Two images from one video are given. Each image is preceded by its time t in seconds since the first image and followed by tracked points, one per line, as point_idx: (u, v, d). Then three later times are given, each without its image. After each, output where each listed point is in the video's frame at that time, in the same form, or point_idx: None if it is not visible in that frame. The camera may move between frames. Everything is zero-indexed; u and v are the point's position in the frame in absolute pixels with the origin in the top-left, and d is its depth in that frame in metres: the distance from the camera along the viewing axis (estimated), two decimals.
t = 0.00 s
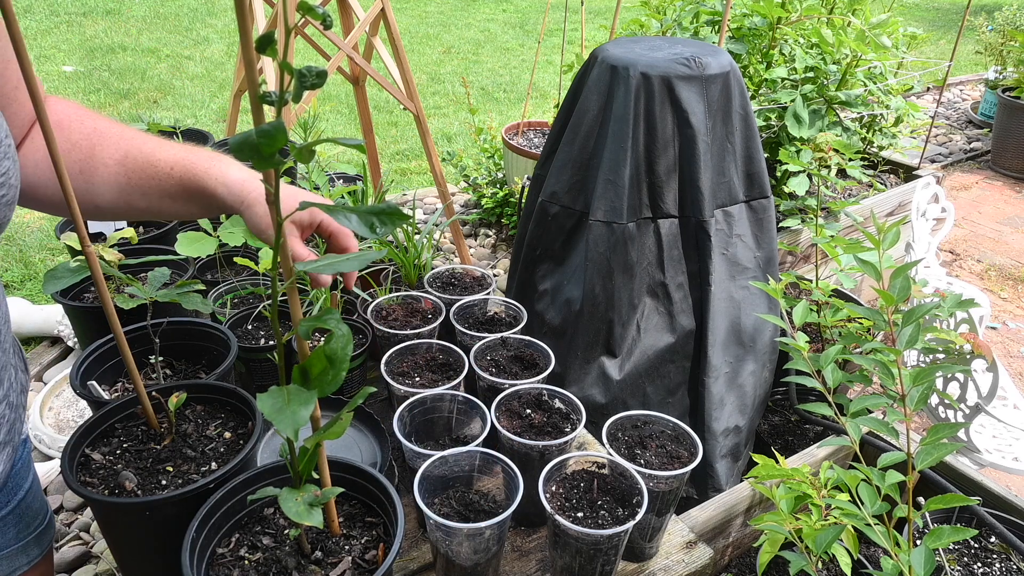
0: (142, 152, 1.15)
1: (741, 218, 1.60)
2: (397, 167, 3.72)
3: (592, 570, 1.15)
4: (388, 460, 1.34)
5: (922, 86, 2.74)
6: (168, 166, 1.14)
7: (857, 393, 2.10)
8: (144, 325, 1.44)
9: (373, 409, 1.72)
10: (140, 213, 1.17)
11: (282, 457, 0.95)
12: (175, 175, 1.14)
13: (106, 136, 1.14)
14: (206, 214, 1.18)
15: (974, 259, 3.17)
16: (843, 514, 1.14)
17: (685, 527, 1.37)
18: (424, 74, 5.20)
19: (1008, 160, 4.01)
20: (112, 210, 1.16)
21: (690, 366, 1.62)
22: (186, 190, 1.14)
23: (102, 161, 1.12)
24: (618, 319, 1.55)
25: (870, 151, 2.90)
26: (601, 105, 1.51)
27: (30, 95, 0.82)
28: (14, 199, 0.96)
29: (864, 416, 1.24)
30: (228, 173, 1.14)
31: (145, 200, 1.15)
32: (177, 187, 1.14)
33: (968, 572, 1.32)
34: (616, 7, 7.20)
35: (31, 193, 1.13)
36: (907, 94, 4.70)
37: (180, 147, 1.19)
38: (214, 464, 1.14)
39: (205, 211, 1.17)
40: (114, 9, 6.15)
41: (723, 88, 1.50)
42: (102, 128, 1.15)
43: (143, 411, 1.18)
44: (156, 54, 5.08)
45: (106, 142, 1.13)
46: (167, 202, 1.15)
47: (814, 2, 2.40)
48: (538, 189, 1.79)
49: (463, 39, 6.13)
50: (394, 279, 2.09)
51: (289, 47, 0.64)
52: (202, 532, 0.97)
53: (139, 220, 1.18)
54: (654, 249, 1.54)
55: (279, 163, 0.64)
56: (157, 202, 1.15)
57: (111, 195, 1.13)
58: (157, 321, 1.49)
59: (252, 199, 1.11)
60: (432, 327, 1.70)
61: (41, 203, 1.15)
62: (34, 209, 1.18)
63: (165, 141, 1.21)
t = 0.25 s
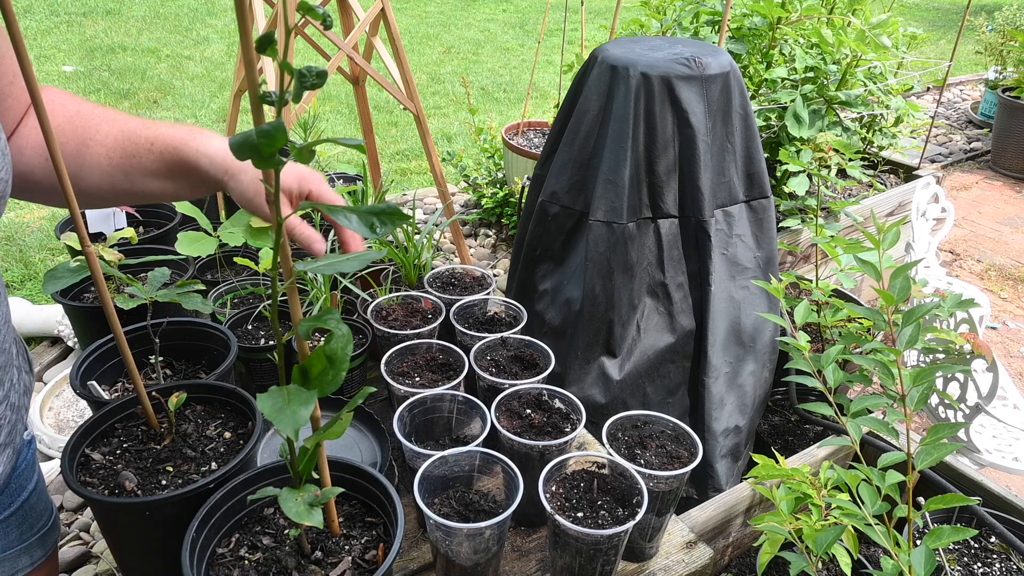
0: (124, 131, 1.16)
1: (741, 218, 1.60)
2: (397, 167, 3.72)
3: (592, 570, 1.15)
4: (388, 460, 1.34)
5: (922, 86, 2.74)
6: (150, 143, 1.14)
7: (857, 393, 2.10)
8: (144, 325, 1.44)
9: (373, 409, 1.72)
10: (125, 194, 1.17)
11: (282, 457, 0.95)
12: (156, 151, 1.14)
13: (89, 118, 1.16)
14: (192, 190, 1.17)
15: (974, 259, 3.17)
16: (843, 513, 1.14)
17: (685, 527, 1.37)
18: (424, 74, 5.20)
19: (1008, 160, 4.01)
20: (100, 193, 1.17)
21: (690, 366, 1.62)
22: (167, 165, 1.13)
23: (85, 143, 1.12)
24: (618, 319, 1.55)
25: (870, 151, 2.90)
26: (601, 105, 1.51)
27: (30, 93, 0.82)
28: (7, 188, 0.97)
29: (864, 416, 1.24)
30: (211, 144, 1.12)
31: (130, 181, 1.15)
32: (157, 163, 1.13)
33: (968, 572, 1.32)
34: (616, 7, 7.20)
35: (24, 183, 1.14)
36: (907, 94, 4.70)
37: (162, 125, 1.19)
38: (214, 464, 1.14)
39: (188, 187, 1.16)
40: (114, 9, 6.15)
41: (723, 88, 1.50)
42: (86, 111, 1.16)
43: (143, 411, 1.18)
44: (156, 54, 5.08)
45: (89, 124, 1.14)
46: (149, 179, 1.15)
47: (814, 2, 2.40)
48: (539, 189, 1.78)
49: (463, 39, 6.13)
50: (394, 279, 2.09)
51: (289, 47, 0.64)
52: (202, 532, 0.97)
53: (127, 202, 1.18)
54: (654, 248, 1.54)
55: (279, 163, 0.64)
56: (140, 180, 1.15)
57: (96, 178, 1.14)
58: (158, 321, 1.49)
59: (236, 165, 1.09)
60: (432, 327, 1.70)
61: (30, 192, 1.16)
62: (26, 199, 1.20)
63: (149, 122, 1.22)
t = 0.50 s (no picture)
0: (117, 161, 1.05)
1: (741, 218, 1.60)
2: (397, 167, 3.72)
3: (592, 570, 1.15)
4: (388, 460, 1.34)
5: (922, 86, 2.74)
6: (143, 186, 1.03)
7: (857, 393, 2.10)
8: (144, 325, 1.44)
9: (373, 409, 1.72)
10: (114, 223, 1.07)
11: (282, 457, 0.95)
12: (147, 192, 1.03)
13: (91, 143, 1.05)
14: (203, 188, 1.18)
15: (974, 259, 3.17)
16: (843, 514, 1.14)
17: (685, 527, 1.37)
18: (424, 74, 5.20)
19: (1007, 160, 4.01)
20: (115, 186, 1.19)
21: (690, 366, 1.62)
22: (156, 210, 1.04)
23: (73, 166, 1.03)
24: (618, 319, 1.55)
25: (870, 151, 2.90)
26: (601, 105, 1.51)
27: (30, 94, 0.82)
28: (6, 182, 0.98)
29: (863, 416, 1.24)
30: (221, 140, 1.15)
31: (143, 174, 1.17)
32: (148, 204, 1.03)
33: (968, 572, 1.32)
34: (616, 7, 7.20)
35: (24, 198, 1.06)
36: (907, 94, 4.70)
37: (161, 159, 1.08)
38: (214, 464, 1.14)
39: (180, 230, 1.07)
40: (114, 9, 6.16)
41: (723, 88, 1.50)
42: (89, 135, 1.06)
43: (143, 411, 1.18)
44: (156, 54, 5.08)
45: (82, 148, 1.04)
46: (139, 219, 1.05)
47: (814, 2, 2.40)
48: (539, 189, 1.79)
49: (463, 39, 6.13)
50: (394, 279, 2.09)
51: (289, 47, 0.64)
52: (202, 532, 0.97)
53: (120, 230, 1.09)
54: (654, 248, 1.54)
55: (279, 163, 0.64)
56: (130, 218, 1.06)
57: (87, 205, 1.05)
58: (158, 321, 1.49)
59: (229, 226, 1.02)
60: (432, 327, 1.70)
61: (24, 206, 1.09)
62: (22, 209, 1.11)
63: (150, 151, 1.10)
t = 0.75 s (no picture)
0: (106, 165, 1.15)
1: (741, 218, 1.60)
2: (397, 167, 3.72)
3: (592, 570, 1.15)
4: (388, 460, 1.34)
5: (922, 86, 2.74)
6: (131, 193, 1.14)
7: (857, 393, 2.10)
8: (144, 325, 1.44)
9: (373, 409, 1.72)
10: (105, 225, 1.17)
11: (282, 457, 0.95)
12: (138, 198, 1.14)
13: (79, 146, 1.15)
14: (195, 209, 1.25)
15: (974, 259, 3.17)
16: (843, 513, 1.14)
17: (685, 527, 1.37)
18: (424, 74, 5.20)
19: (1008, 160, 4.01)
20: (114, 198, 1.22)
21: (690, 366, 1.62)
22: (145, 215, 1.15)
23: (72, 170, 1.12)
24: (618, 319, 1.55)
25: (870, 151, 2.90)
26: (601, 105, 1.51)
27: (30, 95, 0.82)
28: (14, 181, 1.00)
29: (864, 416, 1.24)
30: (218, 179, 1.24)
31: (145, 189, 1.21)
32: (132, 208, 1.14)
33: (968, 572, 1.32)
34: (616, 7, 7.20)
35: (24, 202, 1.17)
36: (907, 94, 4.70)
37: (149, 167, 1.20)
38: (214, 464, 1.14)
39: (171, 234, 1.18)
40: (114, 9, 6.15)
41: (723, 88, 1.50)
42: (78, 137, 1.16)
43: (143, 411, 1.18)
44: (156, 54, 5.08)
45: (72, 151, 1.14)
46: (128, 223, 1.17)
47: (814, 2, 2.40)
48: (539, 189, 1.79)
49: (463, 39, 6.13)
50: (394, 279, 2.09)
51: (289, 47, 0.64)
52: (202, 532, 0.97)
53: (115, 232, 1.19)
54: (654, 248, 1.55)
55: (280, 163, 0.64)
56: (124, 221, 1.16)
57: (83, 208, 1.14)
58: (158, 321, 1.49)
59: (208, 234, 1.14)
60: (432, 327, 1.70)
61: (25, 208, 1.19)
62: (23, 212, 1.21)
63: (139, 158, 1.21)
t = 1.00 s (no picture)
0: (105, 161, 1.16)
1: (741, 218, 1.60)
2: (397, 167, 3.72)
3: (592, 570, 1.15)
4: (388, 460, 1.34)
5: (922, 86, 2.74)
6: (131, 186, 1.15)
7: (857, 393, 2.10)
8: (144, 325, 1.44)
9: (373, 409, 1.72)
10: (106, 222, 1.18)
11: (282, 457, 0.95)
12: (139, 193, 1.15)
13: (76, 142, 1.15)
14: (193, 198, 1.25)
15: (974, 259, 3.17)
16: (843, 514, 1.14)
17: (685, 527, 1.37)
18: (424, 74, 5.20)
19: (1007, 160, 4.01)
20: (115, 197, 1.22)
21: (690, 366, 1.62)
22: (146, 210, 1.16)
23: (74, 168, 1.12)
24: (618, 318, 1.55)
25: (870, 151, 2.90)
26: (601, 105, 1.51)
27: (29, 96, 0.81)
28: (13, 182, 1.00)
29: (864, 416, 1.24)
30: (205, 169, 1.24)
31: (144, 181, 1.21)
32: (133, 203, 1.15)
33: (968, 572, 1.32)
34: (616, 7, 7.20)
35: (23, 200, 1.17)
36: (907, 94, 4.70)
37: (148, 160, 1.20)
38: (214, 464, 1.14)
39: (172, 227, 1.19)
40: (114, 9, 6.15)
41: (723, 88, 1.50)
42: (75, 134, 1.16)
43: (143, 411, 1.18)
44: (156, 54, 5.08)
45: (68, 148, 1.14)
46: (130, 218, 1.17)
47: (814, 2, 2.40)
48: (539, 189, 1.79)
49: (463, 39, 6.13)
50: (394, 279, 2.09)
51: (289, 47, 0.64)
52: (202, 532, 0.97)
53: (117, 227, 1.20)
54: (654, 248, 1.55)
55: (279, 163, 0.64)
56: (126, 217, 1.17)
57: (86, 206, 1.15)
58: (157, 321, 1.49)
59: (210, 228, 1.16)
60: (432, 327, 1.70)
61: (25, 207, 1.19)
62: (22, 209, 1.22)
63: (137, 153, 1.22)
